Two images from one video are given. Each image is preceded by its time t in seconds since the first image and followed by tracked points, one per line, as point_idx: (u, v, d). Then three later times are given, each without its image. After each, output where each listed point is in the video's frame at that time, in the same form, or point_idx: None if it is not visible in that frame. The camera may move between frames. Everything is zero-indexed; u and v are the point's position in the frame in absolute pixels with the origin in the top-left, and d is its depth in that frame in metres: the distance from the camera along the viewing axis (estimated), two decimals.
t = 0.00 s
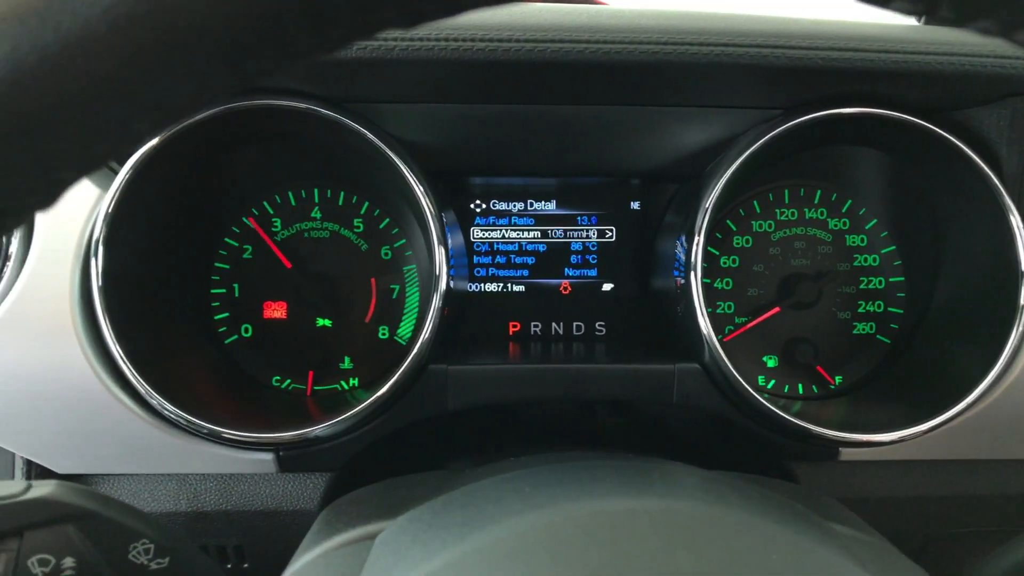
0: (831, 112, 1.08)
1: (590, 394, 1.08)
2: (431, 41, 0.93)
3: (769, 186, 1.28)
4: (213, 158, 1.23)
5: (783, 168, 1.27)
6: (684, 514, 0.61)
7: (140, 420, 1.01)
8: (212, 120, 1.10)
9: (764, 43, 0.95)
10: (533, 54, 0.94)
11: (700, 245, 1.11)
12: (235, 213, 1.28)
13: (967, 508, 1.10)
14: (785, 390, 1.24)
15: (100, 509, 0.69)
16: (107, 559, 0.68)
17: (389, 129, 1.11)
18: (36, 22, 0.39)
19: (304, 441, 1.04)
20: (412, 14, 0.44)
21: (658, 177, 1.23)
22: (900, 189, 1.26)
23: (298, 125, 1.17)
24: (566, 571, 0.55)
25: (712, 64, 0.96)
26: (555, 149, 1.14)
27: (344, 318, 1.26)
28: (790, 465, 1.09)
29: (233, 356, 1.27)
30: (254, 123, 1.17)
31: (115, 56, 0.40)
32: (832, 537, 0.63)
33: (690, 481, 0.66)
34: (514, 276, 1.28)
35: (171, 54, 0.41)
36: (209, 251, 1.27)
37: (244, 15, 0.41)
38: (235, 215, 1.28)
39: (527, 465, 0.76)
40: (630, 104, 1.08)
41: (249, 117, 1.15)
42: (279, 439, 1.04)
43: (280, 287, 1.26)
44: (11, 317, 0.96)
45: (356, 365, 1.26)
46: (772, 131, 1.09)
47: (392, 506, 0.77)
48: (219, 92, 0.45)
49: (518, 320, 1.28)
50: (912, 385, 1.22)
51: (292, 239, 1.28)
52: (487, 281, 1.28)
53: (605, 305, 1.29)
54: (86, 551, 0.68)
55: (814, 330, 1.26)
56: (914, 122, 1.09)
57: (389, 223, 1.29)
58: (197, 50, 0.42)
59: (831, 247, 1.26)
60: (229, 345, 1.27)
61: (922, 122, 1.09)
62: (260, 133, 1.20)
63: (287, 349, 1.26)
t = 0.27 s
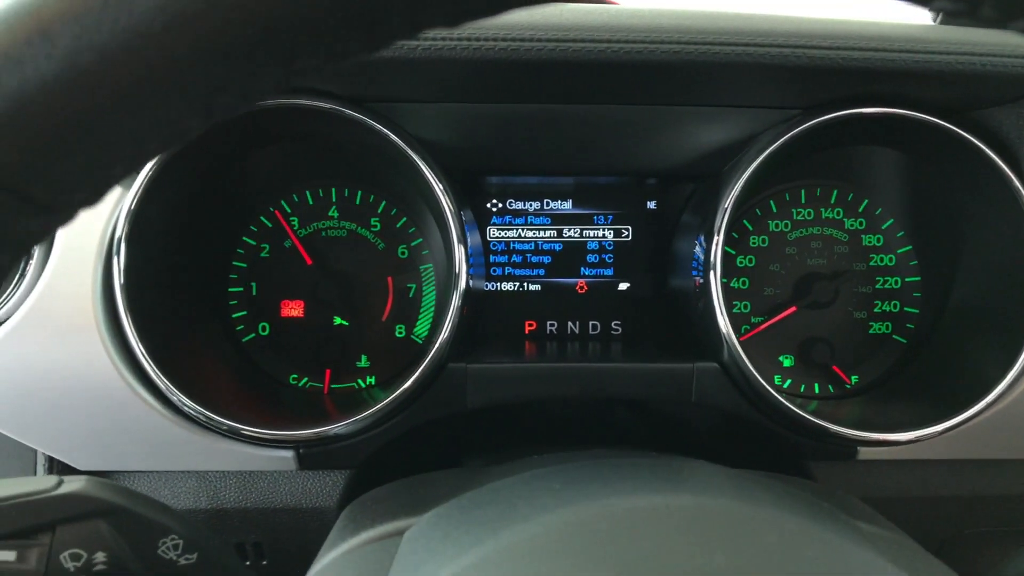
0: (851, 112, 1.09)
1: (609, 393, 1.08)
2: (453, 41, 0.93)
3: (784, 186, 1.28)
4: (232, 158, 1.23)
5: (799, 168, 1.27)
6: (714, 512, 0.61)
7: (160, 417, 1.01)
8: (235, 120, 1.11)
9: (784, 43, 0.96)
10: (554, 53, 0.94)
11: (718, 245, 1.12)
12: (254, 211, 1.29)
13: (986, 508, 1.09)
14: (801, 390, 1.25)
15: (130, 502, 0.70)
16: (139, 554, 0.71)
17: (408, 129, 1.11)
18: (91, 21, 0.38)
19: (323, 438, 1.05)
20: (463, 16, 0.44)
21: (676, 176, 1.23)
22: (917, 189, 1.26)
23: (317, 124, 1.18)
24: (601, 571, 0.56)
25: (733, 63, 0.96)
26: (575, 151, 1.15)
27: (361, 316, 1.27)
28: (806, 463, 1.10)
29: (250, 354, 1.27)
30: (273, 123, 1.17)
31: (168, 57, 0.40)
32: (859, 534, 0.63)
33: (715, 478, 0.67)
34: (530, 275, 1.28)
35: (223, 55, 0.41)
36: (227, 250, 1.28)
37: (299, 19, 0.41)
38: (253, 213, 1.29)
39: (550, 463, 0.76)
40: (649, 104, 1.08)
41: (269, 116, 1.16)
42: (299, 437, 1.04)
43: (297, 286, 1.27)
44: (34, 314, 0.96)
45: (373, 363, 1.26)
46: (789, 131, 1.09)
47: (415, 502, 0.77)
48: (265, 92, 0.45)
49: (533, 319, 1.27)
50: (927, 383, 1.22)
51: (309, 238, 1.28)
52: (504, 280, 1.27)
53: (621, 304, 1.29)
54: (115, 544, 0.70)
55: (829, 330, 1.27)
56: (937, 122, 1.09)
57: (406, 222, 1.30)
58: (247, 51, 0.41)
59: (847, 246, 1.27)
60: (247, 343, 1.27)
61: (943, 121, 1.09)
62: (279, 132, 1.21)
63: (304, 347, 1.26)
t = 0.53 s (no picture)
0: (875, 110, 1.09)
1: (630, 391, 1.08)
2: (478, 39, 0.93)
3: (803, 186, 1.28)
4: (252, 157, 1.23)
5: (818, 168, 1.27)
6: (751, 511, 0.61)
7: (181, 412, 1.01)
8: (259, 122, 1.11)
9: (809, 41, 0.96)
10: (581, 52, 0.94)
11: (741, 243, 1.12)
12: (273, 210, 1.29)
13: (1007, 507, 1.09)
14: (820, 389, 1.24)
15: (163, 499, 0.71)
16: (172, 548, 0.71)
17: (429, 126, 1.11)
18: (151, 18, 0.39)
19: (346, 435, 1.05)
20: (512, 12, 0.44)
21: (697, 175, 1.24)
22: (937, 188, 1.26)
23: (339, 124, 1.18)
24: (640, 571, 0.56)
25: (756, 62, 0.96)
26: (594, 146, 1.15)
27: (380, 315, 1.27)
28: (827, 462, 1.10)
29: (270, 352, 1.27)
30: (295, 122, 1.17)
31: (226, 53, 0.40)
32: (894, 532, 0.63)
33: (743, 477, 0.66)
34: (549, 274, 1.27)
35: (272, 53, 0.41)
36: (246, 249, 1.27)
37: (356, 14, 0.41)
38: (272, 212, 1.29)
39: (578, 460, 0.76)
40: (671, 102, 1.08)
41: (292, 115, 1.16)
42: (321, 434, 1.04)
43: (317, 284, 1.27)
44: (57, 313, 0.97)
45: (392, 362, 1.26)
46: (811, 130, 1.09)
47: (441, 500, 0.77)
48: (317, 92, 0.45)
49: (552, 318, 1.27)
50: (948, 382, 1.22)
51: (329, 236, 1.28)
52: (522, 279, 1.27)
53: (639, 302, 1.28)
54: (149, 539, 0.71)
55: (847, 330, 1.27)
56: (961, 122, 1.09)
57: (424, 220, 1.30)
58: (304, 50, 0.41)
59: (866, 246, 1.27)
60: (266, 341, 1.27)
61: (967, 122, 1.09)
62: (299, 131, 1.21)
63: (323, 345, 1.27)
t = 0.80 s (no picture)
0: (892, 108, 1.08)
1: (647, 391, 1.08)
2: (497, 38, 0.94)
3: (818, 185, 1.28)
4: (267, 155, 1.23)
5: (833, 167, 1.27)
6: (778, 510, 0.61)
7: (198, 410, 1.02)
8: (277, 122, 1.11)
9: (827, 39, 0.96)
10: (600, 50, 0.95)
11: (759, 242, 1.11)
12: (288, 208, 1.28)
13: None
14: (835, 389, 1.24)
15: (187, 496, 0.73)
16: (196, 545, 0.72)
17: (446, 124, 1.11)
18: (189, 11, 0.39)
19: (363, 434, 1.05)
20: (550, 12, 0.44)
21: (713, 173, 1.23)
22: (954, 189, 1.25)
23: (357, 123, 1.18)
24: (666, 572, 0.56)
25: (775, 60, 0.96)
26: (611, 145, 1.15)
27: (395, 314, 1.27)
28: (844, 462, 1.09)
29: (284, 350, 1.26)
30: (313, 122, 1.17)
31: (263, 54, 0.40)
32: (925, 532, 0.63)
33: (770, 478, 0.66)
34: (563, 273, 1.27)
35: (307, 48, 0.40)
36: (260, 247, 1.27)
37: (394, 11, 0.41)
38: (286, 210, 1.28)
39: (600, 458, 0.76)
40: (689, 101, 1.08)
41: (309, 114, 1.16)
42: (338, 433, 1.04)
43: (332, 283, 1.27)
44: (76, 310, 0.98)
45: (406, 360, 1.26)
46: (829, 130, 1.09)
47: (462, 498, 0.77)
48: (354, 90, 0.45)
49: (566, 317, 1.27)
50: (965, 382, 1.21)
51: (344, 235, 1.28)
52: (536, 278, 1.27)
53: (653, 300, 1.28)
54: (174, 539, 0.72)
55: (862, 330, 1.26)
56: (982, 122, 1.09)
57: (439, 219, 1.30)
58: (341, 47, 0.41)
59: (881, 245, 1.27)
60: (280, 339, 1.26)
61: (988, 121, 1.09)
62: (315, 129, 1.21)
63: (337, 344, 1.26)
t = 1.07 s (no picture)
0: (911, 109, 1.08)
1: (662, 391, 1.08)
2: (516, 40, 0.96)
3: (832, 185, 1.28)
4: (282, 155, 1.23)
5: (846, 168, 1.28)
6: (800, 510, 0.61)
7: (215, 409, 1.02)
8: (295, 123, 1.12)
9: (843, 40, 0.97)
10: (617, 51, 0.96)
11: (774, 243, 1.12)
12: (302, 208, 1.29)
13: None
14: (848, 390, 1.24)
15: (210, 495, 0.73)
16: (219, 544, 0.72)
17: (461, 124, 1.11)
18: (225, 13, 0.39)
19: (379, 433, 1.05)
20: (581, 11, 0.44)
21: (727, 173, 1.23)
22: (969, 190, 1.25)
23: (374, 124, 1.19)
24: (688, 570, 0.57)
25: (790, 61, 0.97)
26: (626, 145, 1.16)
27: (408, 313, 1.27)
28: (857, 463, 1.09)
29: (298, 350, 1.27)
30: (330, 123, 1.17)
31: (303, 56, 0.40)
32: (946, 532, 0.63)
33: (792, 479, 0.66)
34: (576, 273, 1.28)
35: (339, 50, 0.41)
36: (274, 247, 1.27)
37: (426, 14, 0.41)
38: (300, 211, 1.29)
39: (619, 458, 0.76)
40: (705, 103, 1.08)
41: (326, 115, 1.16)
42: (354, 432, 1.05)
43: (345, 282, 1.27)
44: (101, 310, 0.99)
45: (419, 360, 1.27)
46: (845, 130, 1.09)
47: (482, 497, 0.77)
48: (384, 93, 0.45)
49: (579, 317, 1.27)
50: (979, 383, 1.21)
51: (358, 235, 1.29)
52: (549, 278, 1.27)
53: (666, 300, 1.28)
54: (199, 538, 0.72)
55: (874, 330, 1.26)
56: (997, 123, 1.09)
57: (453, 219, 1.30)
58: (374, 49, 0.41)
59: (895, 246, 1.27)
60: (294, 339, 1.27)
61: (1002, 121, 1.09)
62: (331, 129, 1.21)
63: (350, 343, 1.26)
